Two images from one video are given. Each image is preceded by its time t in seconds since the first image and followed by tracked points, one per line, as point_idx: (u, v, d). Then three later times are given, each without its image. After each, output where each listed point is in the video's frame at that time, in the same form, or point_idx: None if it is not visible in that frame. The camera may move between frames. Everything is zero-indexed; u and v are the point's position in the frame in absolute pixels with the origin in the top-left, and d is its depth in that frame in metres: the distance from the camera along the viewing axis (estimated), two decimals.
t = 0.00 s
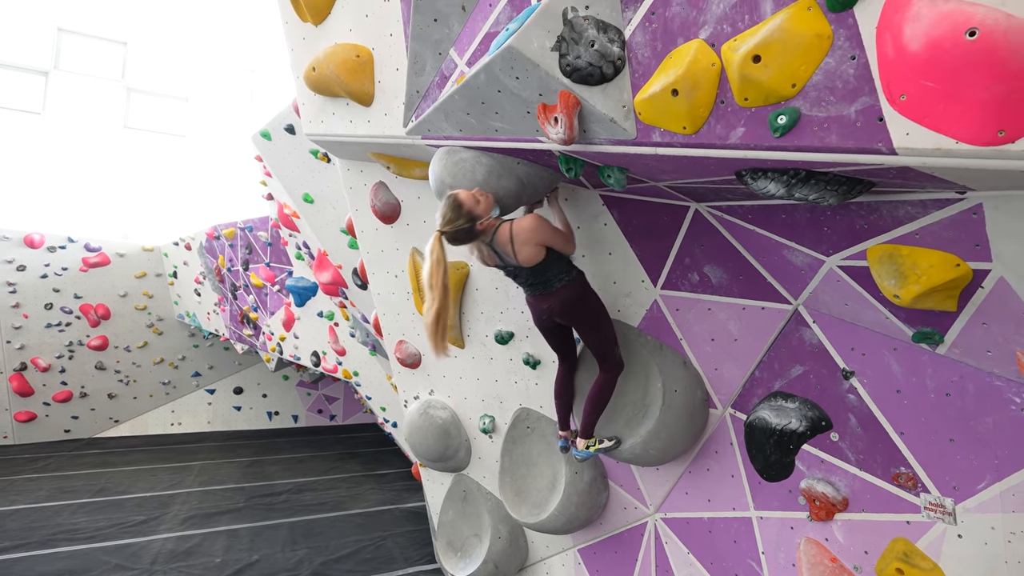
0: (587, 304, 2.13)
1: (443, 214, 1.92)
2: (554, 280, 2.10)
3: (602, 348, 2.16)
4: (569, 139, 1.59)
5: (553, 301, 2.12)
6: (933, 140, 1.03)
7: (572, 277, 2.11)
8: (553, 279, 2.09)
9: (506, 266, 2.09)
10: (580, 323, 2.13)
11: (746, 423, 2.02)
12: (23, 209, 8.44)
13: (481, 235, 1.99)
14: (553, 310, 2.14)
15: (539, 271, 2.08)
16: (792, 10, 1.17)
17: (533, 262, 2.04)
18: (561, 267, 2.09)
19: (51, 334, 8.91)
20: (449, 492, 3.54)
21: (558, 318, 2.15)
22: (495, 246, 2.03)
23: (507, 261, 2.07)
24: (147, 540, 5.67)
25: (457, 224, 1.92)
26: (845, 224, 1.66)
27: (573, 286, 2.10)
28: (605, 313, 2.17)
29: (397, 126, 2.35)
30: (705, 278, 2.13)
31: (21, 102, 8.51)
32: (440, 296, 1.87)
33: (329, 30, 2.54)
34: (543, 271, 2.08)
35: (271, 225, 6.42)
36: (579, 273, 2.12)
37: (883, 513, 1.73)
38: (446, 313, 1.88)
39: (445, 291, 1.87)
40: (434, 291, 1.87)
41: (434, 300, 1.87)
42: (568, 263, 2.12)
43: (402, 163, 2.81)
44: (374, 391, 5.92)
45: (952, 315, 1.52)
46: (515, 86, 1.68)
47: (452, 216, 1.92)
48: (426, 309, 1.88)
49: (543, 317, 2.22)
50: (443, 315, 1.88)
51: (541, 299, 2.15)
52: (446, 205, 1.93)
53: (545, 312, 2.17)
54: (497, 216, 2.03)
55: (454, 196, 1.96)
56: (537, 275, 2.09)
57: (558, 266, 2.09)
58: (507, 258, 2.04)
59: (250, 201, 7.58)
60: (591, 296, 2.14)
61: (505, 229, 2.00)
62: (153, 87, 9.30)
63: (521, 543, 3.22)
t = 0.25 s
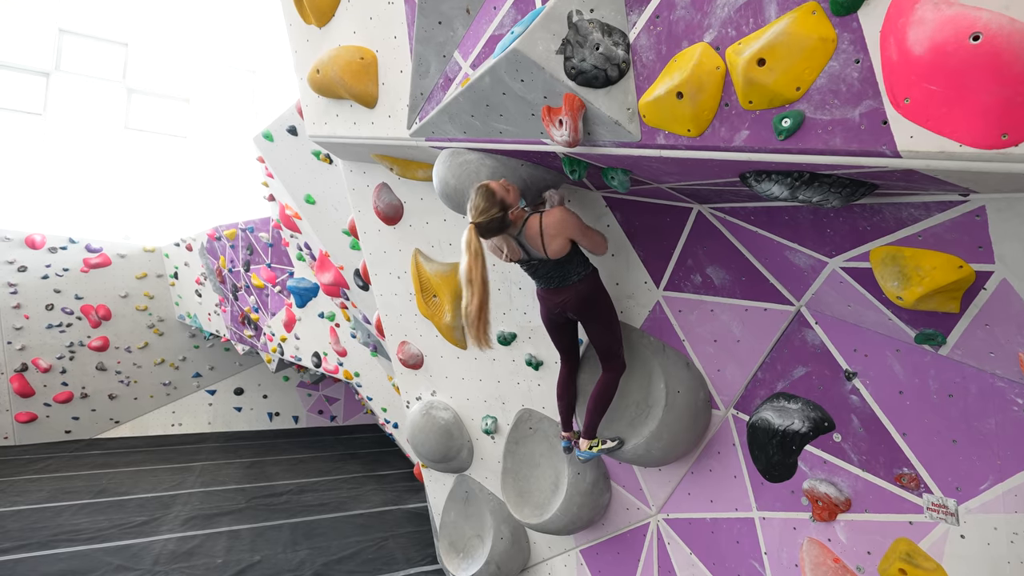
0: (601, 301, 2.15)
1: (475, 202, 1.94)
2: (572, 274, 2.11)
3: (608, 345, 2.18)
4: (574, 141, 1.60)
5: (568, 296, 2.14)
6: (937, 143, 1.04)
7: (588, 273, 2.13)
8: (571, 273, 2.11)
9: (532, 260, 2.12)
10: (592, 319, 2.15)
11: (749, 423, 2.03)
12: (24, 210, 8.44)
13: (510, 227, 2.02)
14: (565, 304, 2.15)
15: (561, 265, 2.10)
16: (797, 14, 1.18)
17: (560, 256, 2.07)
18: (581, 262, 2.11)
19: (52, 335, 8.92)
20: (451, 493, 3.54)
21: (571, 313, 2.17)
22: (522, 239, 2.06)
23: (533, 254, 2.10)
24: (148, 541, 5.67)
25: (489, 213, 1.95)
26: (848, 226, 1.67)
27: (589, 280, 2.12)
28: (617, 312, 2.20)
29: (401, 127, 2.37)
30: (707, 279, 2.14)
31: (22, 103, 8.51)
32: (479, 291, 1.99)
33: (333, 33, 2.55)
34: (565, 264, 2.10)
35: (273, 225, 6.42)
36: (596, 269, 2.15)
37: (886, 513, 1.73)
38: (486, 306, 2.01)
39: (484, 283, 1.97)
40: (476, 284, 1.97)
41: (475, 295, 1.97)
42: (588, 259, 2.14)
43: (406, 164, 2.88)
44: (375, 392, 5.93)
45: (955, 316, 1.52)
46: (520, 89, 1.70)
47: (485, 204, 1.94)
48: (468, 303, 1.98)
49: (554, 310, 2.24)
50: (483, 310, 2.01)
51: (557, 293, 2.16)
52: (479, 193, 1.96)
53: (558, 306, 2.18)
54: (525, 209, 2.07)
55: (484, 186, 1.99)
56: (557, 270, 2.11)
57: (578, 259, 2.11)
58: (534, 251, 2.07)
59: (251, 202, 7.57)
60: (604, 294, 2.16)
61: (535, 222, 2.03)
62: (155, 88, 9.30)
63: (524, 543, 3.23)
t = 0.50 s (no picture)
0: (605, 302, 2.16)
1: (478, 207, 1.97)
2: (575, 275, 2.12)
3: (611, 346, 2.19)
4: (577, 143, 1.63)
5: (572, 297, 2.15)
6: (938, 145, 1.05)
7: (592, 274, 2.15)
8: (574, 274, 2.12)
9: (537, 260, 2.13)
10: (595, 320, 2.16)
11: (750, 424, 2.04)
12: (24, 211, 8.45)
13: (515, 228, 2.04)
14: (569, 305, 2.17)
15: (567, 264, 2.11)
16: (799, 17, 1.19)
17: (566, 253, 2.09)
18: (584, 263, 2.13)
19: (53, 335, 8.92)
20: (453, 493, 3.55)
21: (575, 314, 2.18)
22: (527, 240, 2.08)
23: (538, 254, 2.11)
24: (150, 541, 5.68)
25: (493, 217, 1.97)
26: (850, 227, 1.68)
27: (592, 281, 2.14)
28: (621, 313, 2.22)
29: (404, 129, 2.38)
30: (709, 280, 2.15)
31: (23, 104, 8.51)
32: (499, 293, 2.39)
33: (336, 35, 2.57)
34: (571, 263, 2.11)
35: (273, 226, 6.43)
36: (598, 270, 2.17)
37: (887, 513, 1.74)
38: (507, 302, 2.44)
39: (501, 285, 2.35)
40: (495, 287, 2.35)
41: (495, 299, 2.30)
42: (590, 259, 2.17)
43: (408, 165, 2.91)
44: (376, 392, 5.94)
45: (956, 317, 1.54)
46: (523, 91, 1.71)
47: (488, 208, 1.97)
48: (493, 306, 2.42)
49: (558, 311, 2.25)
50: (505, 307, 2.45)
51: (560, 294, 2.17)
52: (481, 198, 1.98)
53: (562, 307, 2.20)
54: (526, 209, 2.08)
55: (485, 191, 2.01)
56: (561, 271, 2.12)
57: (581, 260, 2.14)
58: (539, 251, 2.09)
59: (252, 203, 7.57)
60: (608, 295, 2.17)
61: (538, 221, 2.05)
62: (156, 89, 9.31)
63: (525, 544, 3.23)
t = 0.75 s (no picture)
0: (608, 302, 2.18)
1: (483, 210, 1.95)
2: (580, 275, 2.14)
3: (615, 346, 2.20)
4: (579, 146, 1.65)
5: (576, 297, 2.16)
6: (937, 150, 1.07)
7: (595, 274, 2.17)
8: (579, 273, 2.14)
9: (541, 259, 2.14)
10: (599, 321, 2.17)
11: (751, 425, 2.05)
12: (25, 212, 8.47)
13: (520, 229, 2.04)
14: (574, 305, 2.17)
15: (571, 262, 2.12)
16: (799, 23, 1.20)
17: (571, 251, 2.10)
18: (588, 263, 2.15)
19: (54, 336, 8.93)
20: (454, 494, 3.56)
21: (579, 314, 2.19)
22: (532, 239, 2.08)
23: (543, 253, 2.12)
24: (151, 542, 5.69)
25: (499, 219, 1.96)
26: (850, 230, 1.69)
27: (596, 281, 2.16)
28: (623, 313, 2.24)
29: (406, 131, 2.40)
30: (710, 282, 2.16)
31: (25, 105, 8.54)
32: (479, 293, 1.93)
33: (339, 38, 2.59)
34: (575, 262, 2.13)
35: (274, 228, 6.44)
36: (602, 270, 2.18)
37: (886, 514, 1.75)
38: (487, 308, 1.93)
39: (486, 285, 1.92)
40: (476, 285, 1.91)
41: (474, 297, 1.92)
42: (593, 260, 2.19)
43: (411, 167, 2.93)
44: (377, 393, 5.95)
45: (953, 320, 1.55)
46: (527, 95, 1.73)
47: (493, 210, 1.95)
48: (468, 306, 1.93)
49: (562, 312, 2.26)
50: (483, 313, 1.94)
51: (564, 294, 2.18)
52: (485, 201, 1.97)
53: (566, 307, 2.20)
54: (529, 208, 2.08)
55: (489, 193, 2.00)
56: (566, 270, 2.13)
57: (585, 260, 2.15)
58: (544, 250, 2.10)
59: (253, 204, 7.59)
60: (611, 296, 2.19)
61: (543, 221, 2.06)
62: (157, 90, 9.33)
63: (526, 545, 3.24)
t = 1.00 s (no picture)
0: (615, 302, 2.18)
1: (490, 219, 2.00)
2: (590, 272, 2.15)
3: (622, 346, 2.20)
4: (582, 149, 1.64)
5: (585, 295, 2.17)
6: (938, 153, 1.08)
7: (605, 273, 2.18)
8: (589, 271, 2.15)
9: (553, 259, 2.15)
10: (604, 321, 2.18)
11: (752, 426, 2.06)
12: (27, 213, 8.49)
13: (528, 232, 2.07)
14: (582, 302, 2.18)
15: (582, 258, 2.13)
16: (800, 27, 1.21)
17: (582, 247, 2.11)
18: (599, 260, 2.16)
19: (54, 337, 8.93)
20: (455, 495, 3.56)
21: (587, 312, 2.20)
22: (542, 241, 2.10)
23: (554, 252, 2.13)
24: (151, 543, 5.69)
25: (506, 225, 2.00)
26: (851, 232, 1.69)
27: (605, 279, 2.16)
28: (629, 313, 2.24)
29: (408, 134, 2.41)
30: (711, 284, 2.17)
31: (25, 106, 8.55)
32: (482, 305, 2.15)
33: (341, 41, 2.59)
34: (586, 258, 2.14)
35: (275, 229, 6.45)
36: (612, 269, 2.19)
37: (887, 516, 1.76)
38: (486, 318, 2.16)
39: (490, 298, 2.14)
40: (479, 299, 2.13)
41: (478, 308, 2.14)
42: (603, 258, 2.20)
43: (412, 169, 2.94)
44: (377, 394, 5.95)
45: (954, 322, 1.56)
46: (528, 98, 1.73)
47: (500, 218, 1.99)
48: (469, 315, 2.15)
49: (571, 309, 2.27)
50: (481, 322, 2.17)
51: (574, 291, 2.19)
52: (491, 210, 2.01)
53: (575, 304, 2.21)
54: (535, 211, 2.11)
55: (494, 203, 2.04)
56: (577, 266, 2.13)
57: (595, 258, 2.16)
58: (555, 249, 2.11)
59: (254, 206, 7.60)
60: (619, 295, 2.19)
61: (550, 221, 2.08)
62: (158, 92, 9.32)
63: (527, 546, 3.24)
